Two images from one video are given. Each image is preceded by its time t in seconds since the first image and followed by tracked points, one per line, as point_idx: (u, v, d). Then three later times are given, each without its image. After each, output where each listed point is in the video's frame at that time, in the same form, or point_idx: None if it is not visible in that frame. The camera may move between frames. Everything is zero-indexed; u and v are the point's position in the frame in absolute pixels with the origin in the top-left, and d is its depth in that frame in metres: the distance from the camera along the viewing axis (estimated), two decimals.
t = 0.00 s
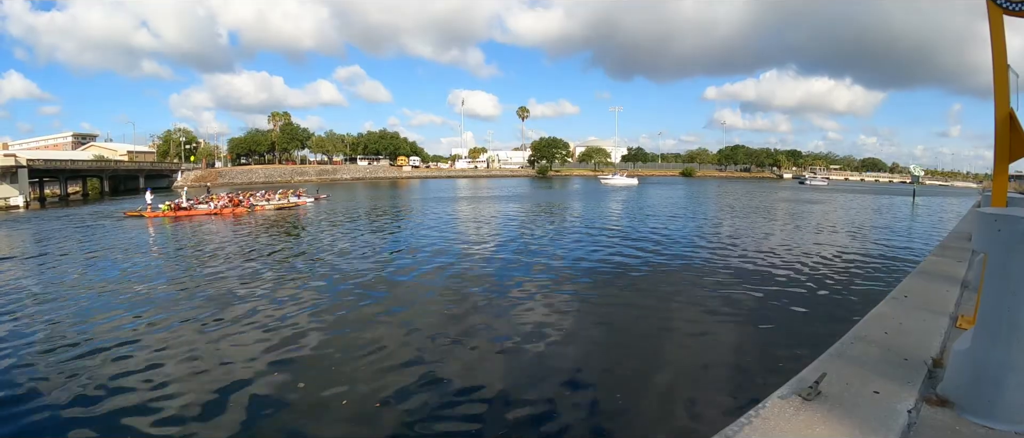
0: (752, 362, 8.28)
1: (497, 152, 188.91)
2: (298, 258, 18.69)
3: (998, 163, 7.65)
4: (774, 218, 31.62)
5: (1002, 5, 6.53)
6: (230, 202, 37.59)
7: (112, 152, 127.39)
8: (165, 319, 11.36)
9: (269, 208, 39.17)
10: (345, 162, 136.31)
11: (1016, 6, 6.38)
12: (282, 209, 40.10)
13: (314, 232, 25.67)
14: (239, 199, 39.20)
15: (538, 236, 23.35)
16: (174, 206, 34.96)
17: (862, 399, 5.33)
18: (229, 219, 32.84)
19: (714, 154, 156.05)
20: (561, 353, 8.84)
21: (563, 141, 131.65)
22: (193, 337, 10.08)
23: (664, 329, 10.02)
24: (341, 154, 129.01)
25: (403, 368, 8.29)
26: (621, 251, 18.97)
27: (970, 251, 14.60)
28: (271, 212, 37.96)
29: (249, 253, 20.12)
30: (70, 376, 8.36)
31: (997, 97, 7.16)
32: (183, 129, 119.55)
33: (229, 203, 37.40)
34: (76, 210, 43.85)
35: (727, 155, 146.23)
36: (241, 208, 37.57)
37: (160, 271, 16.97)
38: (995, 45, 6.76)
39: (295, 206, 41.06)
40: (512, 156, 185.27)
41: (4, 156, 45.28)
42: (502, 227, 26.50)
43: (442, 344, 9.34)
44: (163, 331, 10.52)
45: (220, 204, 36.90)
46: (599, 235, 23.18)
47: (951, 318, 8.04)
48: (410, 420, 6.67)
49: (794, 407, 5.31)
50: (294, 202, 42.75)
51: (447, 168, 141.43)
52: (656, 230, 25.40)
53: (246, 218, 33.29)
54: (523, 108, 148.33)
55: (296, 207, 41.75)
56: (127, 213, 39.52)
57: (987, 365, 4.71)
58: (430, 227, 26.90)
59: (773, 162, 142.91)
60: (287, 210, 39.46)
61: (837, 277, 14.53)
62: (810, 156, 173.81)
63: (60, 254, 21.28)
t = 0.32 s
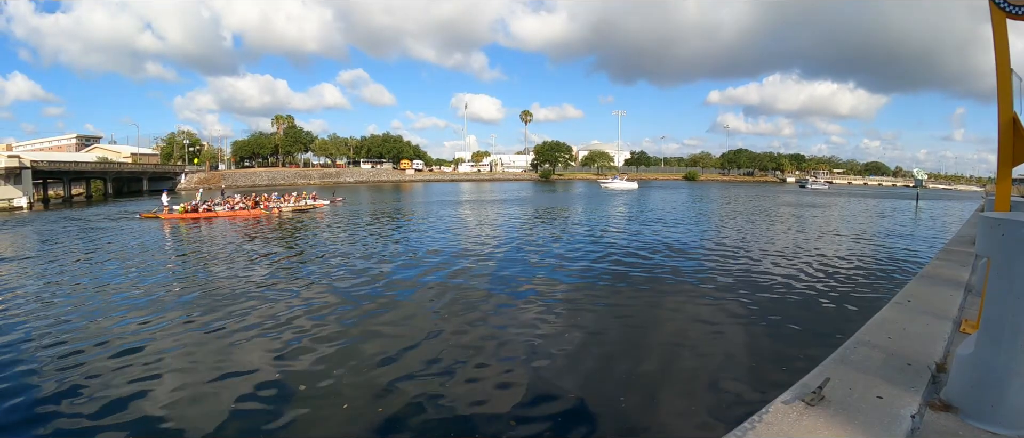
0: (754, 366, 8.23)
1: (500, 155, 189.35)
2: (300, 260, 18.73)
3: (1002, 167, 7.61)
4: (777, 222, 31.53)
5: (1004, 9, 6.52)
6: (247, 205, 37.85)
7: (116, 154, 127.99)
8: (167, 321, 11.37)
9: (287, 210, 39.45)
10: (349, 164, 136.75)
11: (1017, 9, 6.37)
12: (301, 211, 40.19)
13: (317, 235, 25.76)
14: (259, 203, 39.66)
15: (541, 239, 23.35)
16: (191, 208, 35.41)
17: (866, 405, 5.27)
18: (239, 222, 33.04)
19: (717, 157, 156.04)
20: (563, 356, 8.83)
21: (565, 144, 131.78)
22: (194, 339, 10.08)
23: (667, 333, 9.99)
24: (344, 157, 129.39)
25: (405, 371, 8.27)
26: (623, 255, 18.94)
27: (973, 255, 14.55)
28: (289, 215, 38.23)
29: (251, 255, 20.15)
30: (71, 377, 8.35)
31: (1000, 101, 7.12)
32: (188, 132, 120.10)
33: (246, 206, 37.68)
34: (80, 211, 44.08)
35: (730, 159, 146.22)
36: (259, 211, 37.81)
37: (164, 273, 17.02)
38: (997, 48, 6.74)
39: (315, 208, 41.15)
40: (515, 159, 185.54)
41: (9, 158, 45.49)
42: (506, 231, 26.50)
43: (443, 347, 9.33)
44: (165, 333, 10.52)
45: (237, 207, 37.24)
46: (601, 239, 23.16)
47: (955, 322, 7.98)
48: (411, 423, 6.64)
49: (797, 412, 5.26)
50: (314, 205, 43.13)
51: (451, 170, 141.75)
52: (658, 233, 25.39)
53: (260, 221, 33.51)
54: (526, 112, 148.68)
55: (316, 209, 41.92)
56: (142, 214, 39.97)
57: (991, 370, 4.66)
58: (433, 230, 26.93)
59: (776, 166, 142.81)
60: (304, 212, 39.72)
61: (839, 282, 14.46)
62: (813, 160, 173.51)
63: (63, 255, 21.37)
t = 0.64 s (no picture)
0: (754, 367, 8.24)
1: (499, 156, 189.20)
2: (299, 261, 18.72)
3: (1001, 169, 7.62)
4: (777, 223, 31.50)
5: (1003, 10, 6.52)
6: (261, 205, 37.83)
7: (116, 154, 128.02)
8: (167, 321, 11.36)
9: (300, 211, 39.62)
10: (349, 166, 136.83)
11: (1017, 11, 6.38)
12: (315, 212, 40.36)
13: (317, 236, 25.79)
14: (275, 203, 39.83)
15: (541, 240, 23.36)
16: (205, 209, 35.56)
17: (865, 406, 5.28)
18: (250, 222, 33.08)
19: (717, 159, 156.07)
20: (562, 357, 8.83)
21: (565, 145, 131.78)
22: (193, 340, 10.07)
23: (667, 334, 10.00)
24: (344, 158, 129.44)
25: (405, 371, 8.27)
26: (622, 256, 18.94)
27: (974, 257, 14.54)
28: (304, 215, 38.35)
29: (250, 256, 20.16)
30: (71, 377, 8.35)
31: (1000, 102, 7.11)
32: (187, 132, 120.03)
33: (260, 206, 37.69)
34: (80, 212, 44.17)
35: (730, 161, 146.35)
36: (273, 211, 37.85)
37: (164, 273, 17.02)
38: (996, 50, 6.75)
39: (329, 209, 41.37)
40: (515, 160, 185.52)
41: (10, 158, 45.51)
42: (506, 232, 26.48)
43: (444, 348, 9.33)
44: (165, 333, 10.50)
45: (252, 207, 37.35)
46: (600, 240, 23.15)
47: (955, 323, 7.97)
48: (411, 423, 6.65)
49: (796, 413, 5.25)
50: (328, 206, 43.30)
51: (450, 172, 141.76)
52: (658, 235, 25.36)
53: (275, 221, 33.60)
54: (526, 114, 148.62)
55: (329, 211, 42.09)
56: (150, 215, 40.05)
57: (990, 372, 4.65)
58: (434, 231, 26.92)
59: (777, 168, 142.89)
60: (317, 213, 39.79)
61: (839, 283, 14.43)
62: (813, 161, 173.62)
63: (63, 255, 21.40)
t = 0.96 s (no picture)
0: (753, 365, 8.28)
1: (498, 154, 189.17)
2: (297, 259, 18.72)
3: (1000, 168, 7.66)
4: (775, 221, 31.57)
5: (1002, 9, 6.54)
6: (274, 202, 37.87)
7: (114, 153, 127.81)
8: (165, 320, 11.35)
9: (315, 208, 40.12)
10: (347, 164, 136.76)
11: (1017, 10, 6.39)
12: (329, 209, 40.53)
13: (315, 234, 25.79)
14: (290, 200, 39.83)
15: (540, 239, 23.33)
16: (218, 206, 35.45)
17: (864, 404, 5.30)
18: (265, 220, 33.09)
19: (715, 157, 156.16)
20: (561, 355, 8.86)
21: (563, 143, 131.47)
22: (193, 338, 10.08)
23: (666, 332, 10.03)
24: (342, 156, 129.32)
25: (405, 369, 8.29)
26: (620, 254, 18.96)
27: (972, 255, 14.56)
28: (318, 213, 38.45)
29: (248, 254, 20.16)
30: (71, 377, 8.35)
31: (999, 101, 7.14)
32: (186, 131, 119.86)
33: (273, 203, 37.70)
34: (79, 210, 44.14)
35: (728, 159, 146.46)
36: (286, 209, 37.88)
37: (162, 272, 17.02)
38: (996, 49, 6.77)
39: (343, 205, 41.57)
40: (513, 158, 185.51)
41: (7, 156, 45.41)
42: (505, 230, 26.50)
43: (444, 346, 9.37)
44: (164, 332, 10.49)
45: (265, 204, 37.34)
46: (598, 239, 23.16)
47: (953, 322, 8.01)
48: (412, 421, 6.67)
49: (795, 411, 5.27)
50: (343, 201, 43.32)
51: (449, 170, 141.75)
52: (657, 233, 25.39)
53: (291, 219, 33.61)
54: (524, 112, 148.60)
55: (345, 207, 42.20)
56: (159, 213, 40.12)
57: (989, 370, 4.67)
58: (433, 229, 26.92)
59: (775, 166, 143.11)
60: (332, 210, 39.90)
61: (838, 282, 14.46)
62: (812, 160, 173.57)
63: (61, 254, 21.38)
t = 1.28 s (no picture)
0: (750, 364, 8.30)
1: (496, 154, 189.11)
2: (295, 259, 18.71)
3: (998, 167, 7.68)
4: (773, 221, 31.62)
5: (1000, 9, 6.55)
6: (288, 202, 38.13)
7: (111, 152, 127.45)
8: (163, 319, 11.33)
9: (329, 207, 40.15)
10: (346, 164, 136.65)
11: (1015, 10, 6.40)
12: (343, 207, 40.84)
13: (314, 233, 25.78)
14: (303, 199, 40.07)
15: (538, 238, 23.35)
16: (231, 205, 35.63)
17: (861, 403, 5.32)
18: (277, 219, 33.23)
19: (713, 157, 156.34)
20: (560, 354, 8.88)
21: (562, 143, 131.48)
22: (191, 337, 10.06)
23: (665, 332, 10.06)
24: (340, 155, 129.10)
25: (404, 368, 8.30)
26: (618, 254, 18.99)
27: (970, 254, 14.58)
28: (331, 212, 38.64)
29: (246, 253, 20.12)
30: (69, 375, 8.33)
31: (996, 101, 7.16)
32: (183, 130, 119.60)
33: (287, 203, 37.96)
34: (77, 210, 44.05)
35: (726, 158, 146.45)
36: (299, 208, 38.11)
37: (161, 271, 17.01)
38: (993, 49, 6.79)
39: (354, 203, 41.86)
40: (512, 157, 185.35)
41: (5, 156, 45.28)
42: (503, 230, 26.53)
43: (443, 345, 9.38)
44: (162, 331, 10.48)
45: (279, 203, 37.54)
46: (595, 238, 23.19)
47: (950, 321, 8.03)
48: (411, 420, 6.67)
49: (793, 410, 5.29)
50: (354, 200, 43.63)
51: (447, 170, 141.65)
52: (654, 232, 25.43)
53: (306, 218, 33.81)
54: (523, 111, 148.52)
55: (357, 205, 42.55)
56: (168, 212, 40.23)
57: (986, 369, 4.69)
58: (431, 229, 26.94)
59: (773, 165, 143.28)
60: (345, 209, 40.03)
61: (835, 281, 14.47)
62: (810, 159, 173.66)
63: (58, 254, 21.30)
